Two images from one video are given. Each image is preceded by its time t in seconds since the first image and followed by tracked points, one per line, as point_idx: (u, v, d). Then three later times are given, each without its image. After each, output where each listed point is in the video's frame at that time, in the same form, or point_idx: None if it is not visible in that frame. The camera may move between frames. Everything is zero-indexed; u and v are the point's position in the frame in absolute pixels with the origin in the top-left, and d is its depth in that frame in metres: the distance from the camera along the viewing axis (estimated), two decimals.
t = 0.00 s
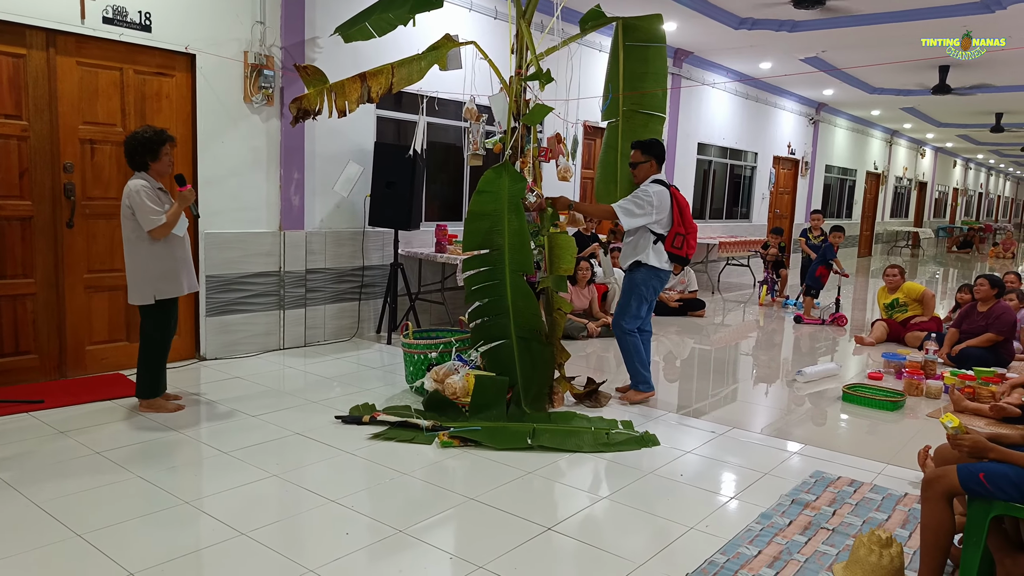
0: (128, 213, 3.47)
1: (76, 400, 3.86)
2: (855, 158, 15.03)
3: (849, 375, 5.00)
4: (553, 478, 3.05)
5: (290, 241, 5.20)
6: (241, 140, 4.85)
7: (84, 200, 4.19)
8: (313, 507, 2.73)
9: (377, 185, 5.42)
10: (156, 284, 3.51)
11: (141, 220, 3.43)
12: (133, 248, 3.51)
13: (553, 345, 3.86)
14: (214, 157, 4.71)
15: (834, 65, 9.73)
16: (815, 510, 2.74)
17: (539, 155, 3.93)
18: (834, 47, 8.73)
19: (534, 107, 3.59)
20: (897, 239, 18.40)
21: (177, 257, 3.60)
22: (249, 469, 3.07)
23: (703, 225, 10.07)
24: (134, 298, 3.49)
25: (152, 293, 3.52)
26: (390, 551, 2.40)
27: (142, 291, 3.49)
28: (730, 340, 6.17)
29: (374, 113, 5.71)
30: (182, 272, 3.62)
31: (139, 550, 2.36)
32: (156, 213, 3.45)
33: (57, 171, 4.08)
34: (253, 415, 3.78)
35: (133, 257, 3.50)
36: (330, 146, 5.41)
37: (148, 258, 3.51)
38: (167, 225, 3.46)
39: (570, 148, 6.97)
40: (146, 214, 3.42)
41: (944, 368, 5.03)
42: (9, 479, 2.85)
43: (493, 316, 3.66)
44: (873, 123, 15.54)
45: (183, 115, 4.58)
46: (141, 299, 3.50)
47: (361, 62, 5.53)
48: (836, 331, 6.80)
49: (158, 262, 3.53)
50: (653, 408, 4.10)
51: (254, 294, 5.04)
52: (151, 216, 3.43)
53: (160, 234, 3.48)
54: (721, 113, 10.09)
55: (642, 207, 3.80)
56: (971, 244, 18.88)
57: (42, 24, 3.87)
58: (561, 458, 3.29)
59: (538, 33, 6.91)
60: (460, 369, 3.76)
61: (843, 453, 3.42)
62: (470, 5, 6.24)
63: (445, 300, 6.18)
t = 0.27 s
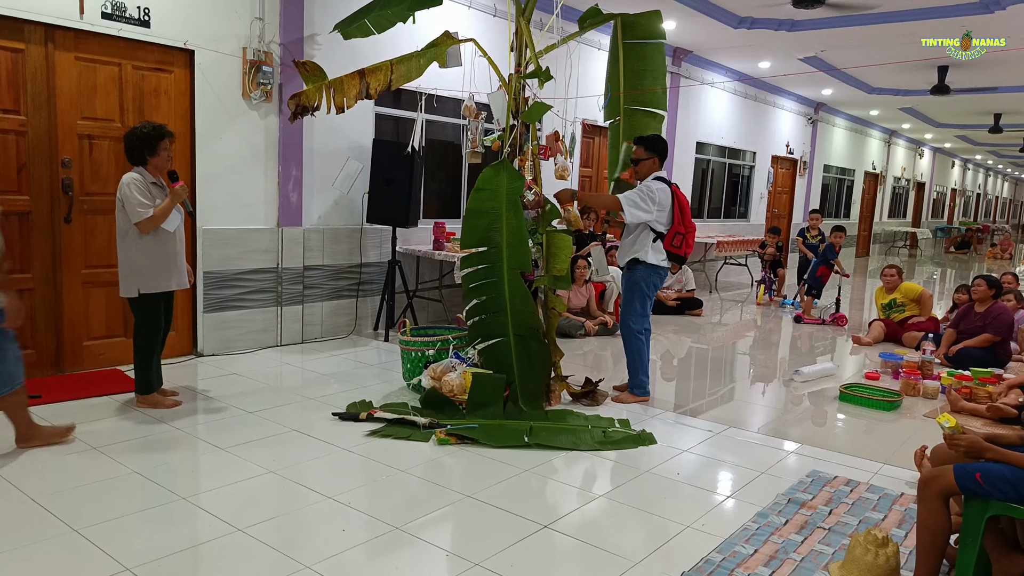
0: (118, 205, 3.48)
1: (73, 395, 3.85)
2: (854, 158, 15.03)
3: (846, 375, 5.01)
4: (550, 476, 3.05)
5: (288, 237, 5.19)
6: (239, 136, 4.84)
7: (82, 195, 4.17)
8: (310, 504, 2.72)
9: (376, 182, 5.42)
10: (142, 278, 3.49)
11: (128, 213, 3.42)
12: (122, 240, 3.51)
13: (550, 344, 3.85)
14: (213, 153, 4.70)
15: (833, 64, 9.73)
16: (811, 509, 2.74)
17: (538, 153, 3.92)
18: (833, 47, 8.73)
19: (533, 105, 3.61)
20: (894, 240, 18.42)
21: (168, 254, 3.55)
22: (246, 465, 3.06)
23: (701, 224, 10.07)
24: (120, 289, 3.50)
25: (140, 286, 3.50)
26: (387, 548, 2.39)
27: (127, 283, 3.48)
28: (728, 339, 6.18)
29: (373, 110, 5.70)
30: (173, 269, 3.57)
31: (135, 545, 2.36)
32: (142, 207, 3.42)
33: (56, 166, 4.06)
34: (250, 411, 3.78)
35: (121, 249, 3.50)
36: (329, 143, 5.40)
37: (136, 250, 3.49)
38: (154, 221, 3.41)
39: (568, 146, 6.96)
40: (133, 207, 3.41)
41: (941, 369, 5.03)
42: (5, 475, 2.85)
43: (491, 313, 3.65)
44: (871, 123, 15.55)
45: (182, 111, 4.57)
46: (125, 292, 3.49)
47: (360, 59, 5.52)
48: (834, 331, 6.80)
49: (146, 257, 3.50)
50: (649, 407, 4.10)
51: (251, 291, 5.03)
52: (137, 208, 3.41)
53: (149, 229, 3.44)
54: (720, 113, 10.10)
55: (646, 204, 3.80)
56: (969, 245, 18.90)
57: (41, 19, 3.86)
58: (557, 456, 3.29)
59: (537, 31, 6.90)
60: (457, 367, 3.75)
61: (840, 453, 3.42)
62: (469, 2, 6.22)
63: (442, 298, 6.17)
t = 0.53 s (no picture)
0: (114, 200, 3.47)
1: (71, 392, 3.84)
2: (853, 157, 15.03)
3: (844, 375, 5.00)
4: (548, 474, 3.04)
5: (287, 235, 5.18)
6: (239, 134, 4.83)
7: (82, 192, 4.15)
8: (308, 501, 2.71)
9: (374, 180, 5.41)
10: (133, 274, 3.47)
11: (123, 208, 3.41)
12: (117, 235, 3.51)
13: (550, 342, 3.84)
14: (212, 151, 4.69)
15: (833, 64, 9.73)
16: (810, 508, 2.73)
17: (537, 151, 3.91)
18: (833, 47, 8.73)
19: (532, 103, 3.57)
20: (893, 240, 18.42)
21: (162, 252, 3.54)
22: (244, 463, 3.06)
23: (700, 223, 10.07)
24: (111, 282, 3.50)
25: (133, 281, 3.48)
26: (385, 545, 2.39)
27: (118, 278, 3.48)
28: (726, 338, 6.18)
29: (372, 108, 5.69)
30: (166, 268, 3.56)
31: (131, 542, 2.35)
32: (136, 203, 3.41)
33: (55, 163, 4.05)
34: (248, 409, 3.77)
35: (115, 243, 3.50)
36: (328, 140, 5.39)
37: (128, 245, 3.47)
38: (148, 217, 3.41)
39: (568, 144, 6.96)
40: (128, 203, 3.40)
41: (940, 369, 5.03)
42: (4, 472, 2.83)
43: (489, 312, 3.64)
44: (870, 123, 15.55)
45: (182, 109, 4.55)
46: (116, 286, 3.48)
47: (360, 57, 5.51)
48: (833, 331, 6.80)
49: (138, 253, 3.48)
50: (647, 406, 4.10)
51: (250, 288, 5.02)
52: (130, 204, 3.40)
53: (142, 225, 3.43)
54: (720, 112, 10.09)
55: (648, 200, 3.81)
56: (967, 245, 18.91)
57: (40, 16, 3.85)
58: (556, 454, 3.28)
59: (537, 29, 6.89)
60: (455, 365, 3.73)
61: (839, 452, 3.41)
62: None
63: (441, 296, 6.16)
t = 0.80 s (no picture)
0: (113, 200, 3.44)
1: (71, 392, 3.83)
2: (852, 155, 15.03)
3: (845, 373, 5.00)
4: (548, 472, 3.04)
5: (286, 234, 5.17)
6: (238, 133, 4.82)
7: (81, 192, 4.15)
8: (307, 500, 2.71)
9: (373, 179, 5.40)
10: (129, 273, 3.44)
11: (120, 208, 3.38)
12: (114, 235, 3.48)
13: (549, 341, 3.84)
14: (211, 150, 4.68)
15: (832, 61, 9.72)
16: (810, 506, 2.73)
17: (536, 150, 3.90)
18: (832, 44, 8.73)
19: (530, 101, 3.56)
20: (893, 237, 18.42)
21: (161, 251, 3.54)
22: (244, 462, 3.05)
23: (700, 221, 10.06)
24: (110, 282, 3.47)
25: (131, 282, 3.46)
26: (385, 544, 2.38)
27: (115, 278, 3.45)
28: (726, 336, 6.17)
29: (371, 107, 5.68)
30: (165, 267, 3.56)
31: (130, 541, 2.35)
32: (132, 203, 3.37)
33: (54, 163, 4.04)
34: (248, 408, 3.77)
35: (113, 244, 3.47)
36: (327, 139, 5.39)
37: (125, 246, 3.45)
38: (144, 217, 3.37)
39: (567, 142, 6.95)
40: (125, 202, 3.37)
41: (940, 367, 5.03)
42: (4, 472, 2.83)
43: (487, 311, 3.63)
44: (870, 121, 15.54)
45: (181, 109, 4.55)
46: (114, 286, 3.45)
47: (358, 55, 5.50)
48: (832, 329, 6.80)
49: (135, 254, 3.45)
50: (647, 404, 4.09)
51: (250, 287, 5.01)
52: (127, 204, 3.36)
53: (139, 225, 3.40)
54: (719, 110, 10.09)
55: (647, 200, 3.80)
56: (967, 242, 18.92)
57: (39, 15, 3.84)
58: (556, 452, 3.28)
59: (536, 27, 6.88)
60: (455, 364, 3.71)
61: (839, 450, 3.41)
62: None
63: (440, 294, 6.16)
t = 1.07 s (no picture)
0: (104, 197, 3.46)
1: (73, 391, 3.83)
2: (854, 153, 14.99)
3: (847, 371, 4.99)
4: (549, 471, 3.03)
5: (288, 233, 5.17)
6: (239, 132, 4.82)
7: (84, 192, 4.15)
8: (308, 498, 2.71)
9: (374, 177, 5.39)
10: (127, 272, 3.42)
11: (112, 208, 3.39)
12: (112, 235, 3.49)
13: (550, 340, 3.83)
14: (213, 149, 4.68)
15: (834, 59, 9.69)
16: (812, 505, 2.72)
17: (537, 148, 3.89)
18: (834, 42, 8.70)
19: (531, 100, 3.56)
20: (895, 235, 18.38)
21: (161, 251, 3.53)
22: (245, 460, 3.05)
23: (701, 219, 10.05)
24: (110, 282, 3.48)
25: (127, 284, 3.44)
26: (386, 542, 2.38)
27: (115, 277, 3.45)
28: (728, 335, 6.16)
29: (372, 106, 5.67)
30: (165, 265, 3.55)
31: (131, 539, 2.34)
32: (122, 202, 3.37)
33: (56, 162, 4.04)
34: (250, 407, 3.76)
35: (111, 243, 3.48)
36: (328, 138, 5.38)
37: (123, 248, 3.44)
38: (137, 216, 3.35)
39: (568, 140, 6.94)
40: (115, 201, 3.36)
41: (942, 365, 5.01)
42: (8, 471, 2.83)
43: (487, 309, 3.63)
44: (872, 118, 15.49)
45: (182, 108, 4.55)
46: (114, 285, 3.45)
47: (359, 54, 5.49)
48: (835, 327, 6.79)
49: (133, 254, 3.44)
50: (648, 403, 4.08)
51: (252, 286, 5.01)
52: (118, 203, 3.36)
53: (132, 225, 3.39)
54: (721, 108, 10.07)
55: (649, 199, 3.78)
56: (970, 240, 18.88)
57: (42, 16, 3.83)
58: (557, 451, 3.27)
59: (536, 25, 6.87)
60: (456, 363, 3.70)
61: (840, 448, 3.40)
62: None
63: (441, 293, 6.16)
